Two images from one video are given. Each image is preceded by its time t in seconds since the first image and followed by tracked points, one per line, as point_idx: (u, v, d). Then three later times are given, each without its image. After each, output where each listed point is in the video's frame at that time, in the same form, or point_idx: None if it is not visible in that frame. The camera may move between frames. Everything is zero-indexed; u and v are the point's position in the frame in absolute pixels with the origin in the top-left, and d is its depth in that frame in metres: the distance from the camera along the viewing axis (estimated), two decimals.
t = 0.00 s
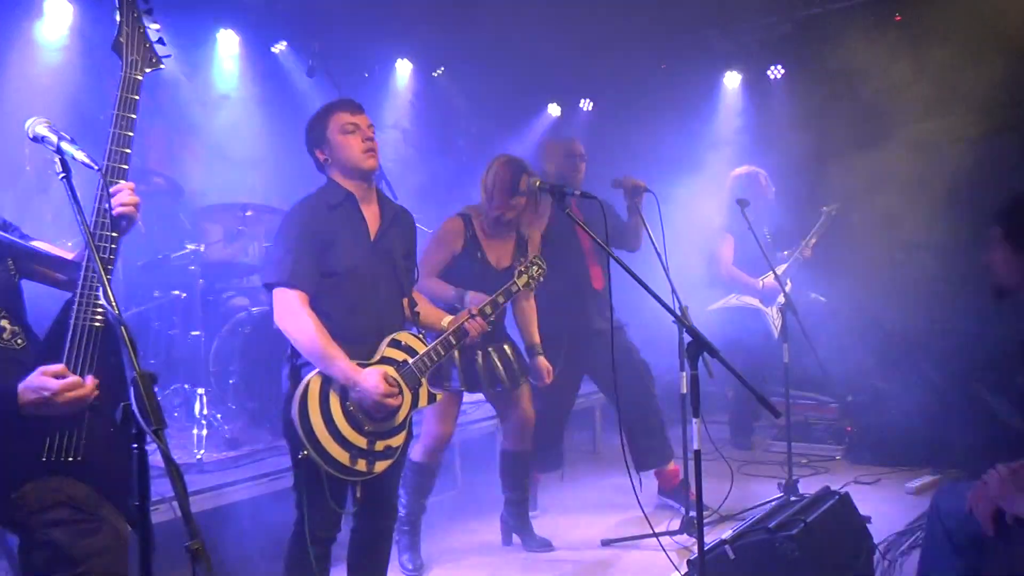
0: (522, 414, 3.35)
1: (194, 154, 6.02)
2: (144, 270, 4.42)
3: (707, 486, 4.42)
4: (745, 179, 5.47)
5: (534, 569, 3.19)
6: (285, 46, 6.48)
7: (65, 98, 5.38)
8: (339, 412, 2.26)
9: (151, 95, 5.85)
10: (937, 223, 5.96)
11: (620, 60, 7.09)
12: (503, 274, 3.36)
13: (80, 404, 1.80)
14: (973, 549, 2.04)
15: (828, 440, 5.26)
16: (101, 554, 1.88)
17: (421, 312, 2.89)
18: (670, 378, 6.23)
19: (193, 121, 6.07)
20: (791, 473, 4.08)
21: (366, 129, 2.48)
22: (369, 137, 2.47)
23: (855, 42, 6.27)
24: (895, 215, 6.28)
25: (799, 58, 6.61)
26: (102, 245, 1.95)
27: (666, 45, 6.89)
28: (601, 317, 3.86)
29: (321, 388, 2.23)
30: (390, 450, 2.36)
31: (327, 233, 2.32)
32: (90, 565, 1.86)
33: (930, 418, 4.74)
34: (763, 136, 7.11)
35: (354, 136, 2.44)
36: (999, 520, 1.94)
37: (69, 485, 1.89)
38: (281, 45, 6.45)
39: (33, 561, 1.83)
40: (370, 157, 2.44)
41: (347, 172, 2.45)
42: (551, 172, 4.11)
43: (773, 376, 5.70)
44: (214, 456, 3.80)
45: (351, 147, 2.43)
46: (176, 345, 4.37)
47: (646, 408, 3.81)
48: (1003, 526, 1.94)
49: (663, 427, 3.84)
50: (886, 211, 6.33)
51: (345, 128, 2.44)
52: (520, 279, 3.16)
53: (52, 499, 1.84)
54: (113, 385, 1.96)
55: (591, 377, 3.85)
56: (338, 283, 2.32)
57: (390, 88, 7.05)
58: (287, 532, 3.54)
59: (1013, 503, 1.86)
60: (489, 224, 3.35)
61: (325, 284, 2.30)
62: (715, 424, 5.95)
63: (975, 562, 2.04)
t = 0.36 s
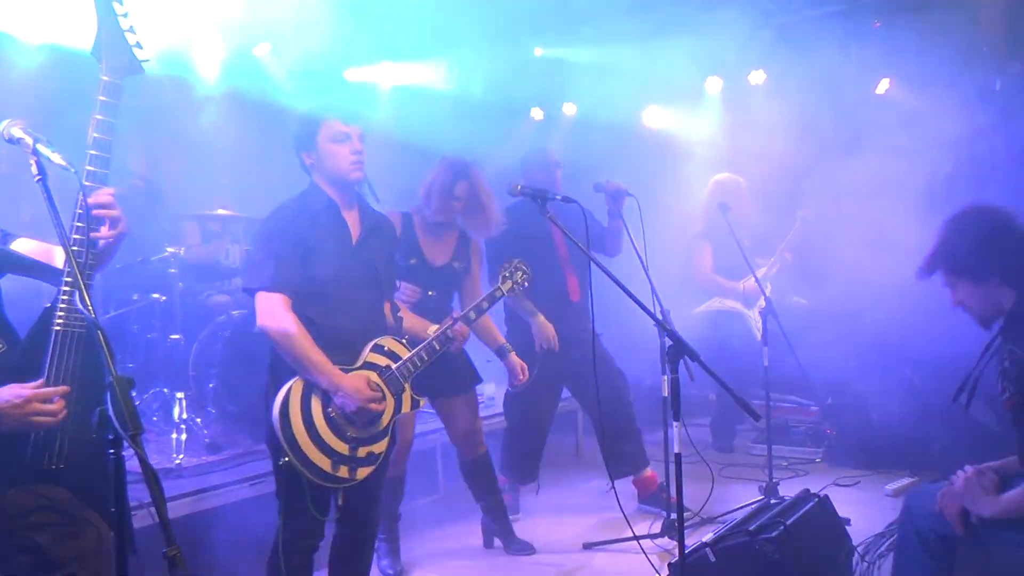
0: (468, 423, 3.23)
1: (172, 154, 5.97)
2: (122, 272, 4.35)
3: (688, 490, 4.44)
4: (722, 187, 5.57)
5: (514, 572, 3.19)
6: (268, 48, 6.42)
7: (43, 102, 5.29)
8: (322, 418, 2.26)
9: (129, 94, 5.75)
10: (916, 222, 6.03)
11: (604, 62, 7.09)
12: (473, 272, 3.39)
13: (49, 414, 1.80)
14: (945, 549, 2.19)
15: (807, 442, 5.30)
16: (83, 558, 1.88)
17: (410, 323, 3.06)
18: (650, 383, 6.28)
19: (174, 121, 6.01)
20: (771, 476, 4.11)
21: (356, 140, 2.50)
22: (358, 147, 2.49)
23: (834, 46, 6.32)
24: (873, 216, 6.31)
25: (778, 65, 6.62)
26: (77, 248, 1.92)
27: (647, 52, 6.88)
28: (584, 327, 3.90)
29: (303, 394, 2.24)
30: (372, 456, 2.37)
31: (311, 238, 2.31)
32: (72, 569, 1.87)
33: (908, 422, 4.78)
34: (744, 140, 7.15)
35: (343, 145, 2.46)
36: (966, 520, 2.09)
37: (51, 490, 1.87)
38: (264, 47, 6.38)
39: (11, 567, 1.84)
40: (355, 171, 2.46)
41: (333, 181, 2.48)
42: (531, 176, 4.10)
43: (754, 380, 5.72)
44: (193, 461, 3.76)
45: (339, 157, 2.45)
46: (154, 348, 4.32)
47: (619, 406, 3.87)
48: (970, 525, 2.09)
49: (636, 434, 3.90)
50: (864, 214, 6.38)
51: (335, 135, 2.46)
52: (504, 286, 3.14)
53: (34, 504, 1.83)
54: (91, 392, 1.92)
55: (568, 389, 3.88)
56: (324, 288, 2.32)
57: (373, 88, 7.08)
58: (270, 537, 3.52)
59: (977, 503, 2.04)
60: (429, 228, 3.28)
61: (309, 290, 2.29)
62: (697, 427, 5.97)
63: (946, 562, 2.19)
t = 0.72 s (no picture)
0: (464, 419, 3.23)
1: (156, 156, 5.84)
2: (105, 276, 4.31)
3: (673, 493, 4.45)
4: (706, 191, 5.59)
5: None
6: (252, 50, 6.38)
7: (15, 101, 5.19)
8: (310, 427, 2.22)
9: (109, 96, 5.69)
10: (899, 225, 6.13)
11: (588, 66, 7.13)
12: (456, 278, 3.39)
13: (21, 420, 1.75)
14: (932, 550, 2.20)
15: (791, 445, 5.32)
16: (66, 561, 1.90)
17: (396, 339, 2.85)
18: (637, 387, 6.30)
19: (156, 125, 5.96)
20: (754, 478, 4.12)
21: (350, 150, 2.46)
22: (353, 158, 2.46)
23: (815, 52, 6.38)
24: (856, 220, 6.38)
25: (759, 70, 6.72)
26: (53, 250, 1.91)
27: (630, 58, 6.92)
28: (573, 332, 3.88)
29: (292, 403, 2.20)
30: (360, 465, 2.33)
31: (292, 243, 2.29)
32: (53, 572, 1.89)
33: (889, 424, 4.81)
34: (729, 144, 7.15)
35: (338, 158, 2.42)
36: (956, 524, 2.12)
37: (30, 494, 1.86)
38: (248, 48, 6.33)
39: None
40: (349, 180, 2.45)
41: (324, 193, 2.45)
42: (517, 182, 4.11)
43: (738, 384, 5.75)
44: (176, 466, 3.72)
45: (335, 170, 2.42)
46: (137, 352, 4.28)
47: (617, 409, 3.84)
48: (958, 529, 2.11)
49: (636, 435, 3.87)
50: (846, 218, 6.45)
51: (331, 148, 2.42)
52: (493, 293, 3.05)
53: (14, 509, 1.82)
54: (70, 397, 1.90)
55: (564, 384, 3.90)
56: (310, 293, 2.30)
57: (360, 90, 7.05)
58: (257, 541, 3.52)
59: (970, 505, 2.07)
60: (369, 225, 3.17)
61: (292, 294, 2.28)
62: (682, 431, 5.98)
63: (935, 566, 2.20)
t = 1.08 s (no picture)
0: (469, 426, 3.10)
1: (144, 161, 5.98)
2: (91, 279, 4.28)
3: (661, 497, 4.46)
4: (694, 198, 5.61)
5: None
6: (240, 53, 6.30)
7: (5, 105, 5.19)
8: (279, 442, 2.18)
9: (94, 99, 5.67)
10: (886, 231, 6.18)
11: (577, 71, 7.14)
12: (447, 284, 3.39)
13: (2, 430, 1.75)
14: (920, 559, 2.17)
15: (778, 449, 5.34)
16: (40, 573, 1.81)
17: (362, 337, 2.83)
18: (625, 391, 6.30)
19: (142, 127, 5.95)
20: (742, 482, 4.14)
21: (354, 167, 2.36)
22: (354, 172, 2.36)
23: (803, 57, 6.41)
24: (841, 224, 6.43)
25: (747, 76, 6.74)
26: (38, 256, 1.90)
27: (620, 63, 6.95)
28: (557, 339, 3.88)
29: (261, 417, 2.15)
30: (327, 479, 2.30)
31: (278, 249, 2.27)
32: None
33: (876, 427, 4.85)
34: (717, 149, 7.16)
35: (343, 171, 2.33)
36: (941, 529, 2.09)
37: (7, 502, 1.82)
38: (236, 52, 6.27)
39: None
40: (344, 199, 2.35)
41: (319, 200, 2.34)
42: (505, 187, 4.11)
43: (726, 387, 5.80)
44: (161, 472, 3.68)
45: (336, 183, 2.31)
46: (123, 356, 4.25)
47: (598, 414, 3.87)
48: (943, 535, 2.09)
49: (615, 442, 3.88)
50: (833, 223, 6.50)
51: (338, 160, 2.32)
52: (460, 300, 2.92)
53: None
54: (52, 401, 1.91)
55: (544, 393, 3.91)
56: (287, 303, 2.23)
57: (348, 95, 6.94)
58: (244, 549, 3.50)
59: (952, 510, 2.04)
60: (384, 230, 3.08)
61: (277, 303, 2.22)
62: (670, 434, 6.00)
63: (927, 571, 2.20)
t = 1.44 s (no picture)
0: (476, 427, 3.07)
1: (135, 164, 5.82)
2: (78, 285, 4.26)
3: (653, 501, 4.47)
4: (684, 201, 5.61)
5: None
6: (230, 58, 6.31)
7: None
8: (279, 450, 2.14)
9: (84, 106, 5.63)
10: (872, 233, 6.22)
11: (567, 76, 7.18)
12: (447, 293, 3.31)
13: None
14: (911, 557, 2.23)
15: (769, 452, 5.36)
16: None
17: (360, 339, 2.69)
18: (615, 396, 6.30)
19: (133, 130, 5.88)
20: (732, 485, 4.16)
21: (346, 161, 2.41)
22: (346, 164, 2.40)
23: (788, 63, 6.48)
24: (829, 228, 6.48)
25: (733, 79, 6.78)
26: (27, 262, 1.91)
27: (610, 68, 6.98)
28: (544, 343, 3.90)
29: (262, 426, 2.11)
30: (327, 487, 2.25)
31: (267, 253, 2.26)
32: None
33: (866, 430, 4.87)
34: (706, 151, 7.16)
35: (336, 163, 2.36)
36: (934, 531, 2.14)
37: None
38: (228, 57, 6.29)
39: None
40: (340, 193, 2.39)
41: (314, 197, 2.35)
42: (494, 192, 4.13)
43: (716, 391, 5.82)
44: (149, 478, 3.66)
45: (331, 176, 2.34)
46: (112, 361, 4.23)
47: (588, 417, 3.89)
48: (937, 534, 2.13)
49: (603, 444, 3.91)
50: (822, 227, 6.53)
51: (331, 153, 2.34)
52: (455, 304, 2.96)
53: None
54: (37, 409, 1.92)
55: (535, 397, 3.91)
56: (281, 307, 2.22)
57: (337, 100, 7.00)
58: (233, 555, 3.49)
59: (944, 512, 2.06)
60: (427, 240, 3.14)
61: (270, 307, 2.19)
62: (661, 438, 6.00)
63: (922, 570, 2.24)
